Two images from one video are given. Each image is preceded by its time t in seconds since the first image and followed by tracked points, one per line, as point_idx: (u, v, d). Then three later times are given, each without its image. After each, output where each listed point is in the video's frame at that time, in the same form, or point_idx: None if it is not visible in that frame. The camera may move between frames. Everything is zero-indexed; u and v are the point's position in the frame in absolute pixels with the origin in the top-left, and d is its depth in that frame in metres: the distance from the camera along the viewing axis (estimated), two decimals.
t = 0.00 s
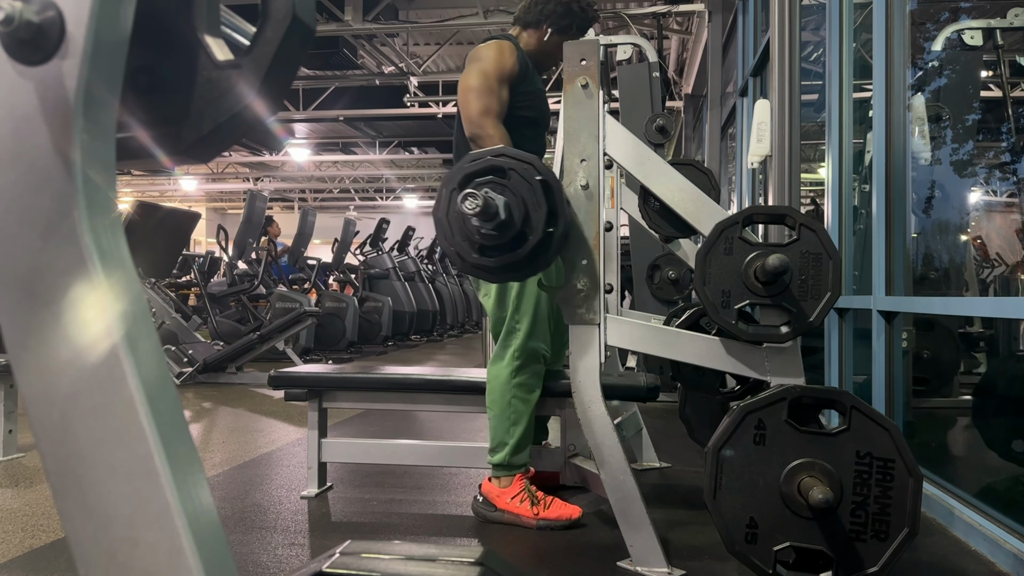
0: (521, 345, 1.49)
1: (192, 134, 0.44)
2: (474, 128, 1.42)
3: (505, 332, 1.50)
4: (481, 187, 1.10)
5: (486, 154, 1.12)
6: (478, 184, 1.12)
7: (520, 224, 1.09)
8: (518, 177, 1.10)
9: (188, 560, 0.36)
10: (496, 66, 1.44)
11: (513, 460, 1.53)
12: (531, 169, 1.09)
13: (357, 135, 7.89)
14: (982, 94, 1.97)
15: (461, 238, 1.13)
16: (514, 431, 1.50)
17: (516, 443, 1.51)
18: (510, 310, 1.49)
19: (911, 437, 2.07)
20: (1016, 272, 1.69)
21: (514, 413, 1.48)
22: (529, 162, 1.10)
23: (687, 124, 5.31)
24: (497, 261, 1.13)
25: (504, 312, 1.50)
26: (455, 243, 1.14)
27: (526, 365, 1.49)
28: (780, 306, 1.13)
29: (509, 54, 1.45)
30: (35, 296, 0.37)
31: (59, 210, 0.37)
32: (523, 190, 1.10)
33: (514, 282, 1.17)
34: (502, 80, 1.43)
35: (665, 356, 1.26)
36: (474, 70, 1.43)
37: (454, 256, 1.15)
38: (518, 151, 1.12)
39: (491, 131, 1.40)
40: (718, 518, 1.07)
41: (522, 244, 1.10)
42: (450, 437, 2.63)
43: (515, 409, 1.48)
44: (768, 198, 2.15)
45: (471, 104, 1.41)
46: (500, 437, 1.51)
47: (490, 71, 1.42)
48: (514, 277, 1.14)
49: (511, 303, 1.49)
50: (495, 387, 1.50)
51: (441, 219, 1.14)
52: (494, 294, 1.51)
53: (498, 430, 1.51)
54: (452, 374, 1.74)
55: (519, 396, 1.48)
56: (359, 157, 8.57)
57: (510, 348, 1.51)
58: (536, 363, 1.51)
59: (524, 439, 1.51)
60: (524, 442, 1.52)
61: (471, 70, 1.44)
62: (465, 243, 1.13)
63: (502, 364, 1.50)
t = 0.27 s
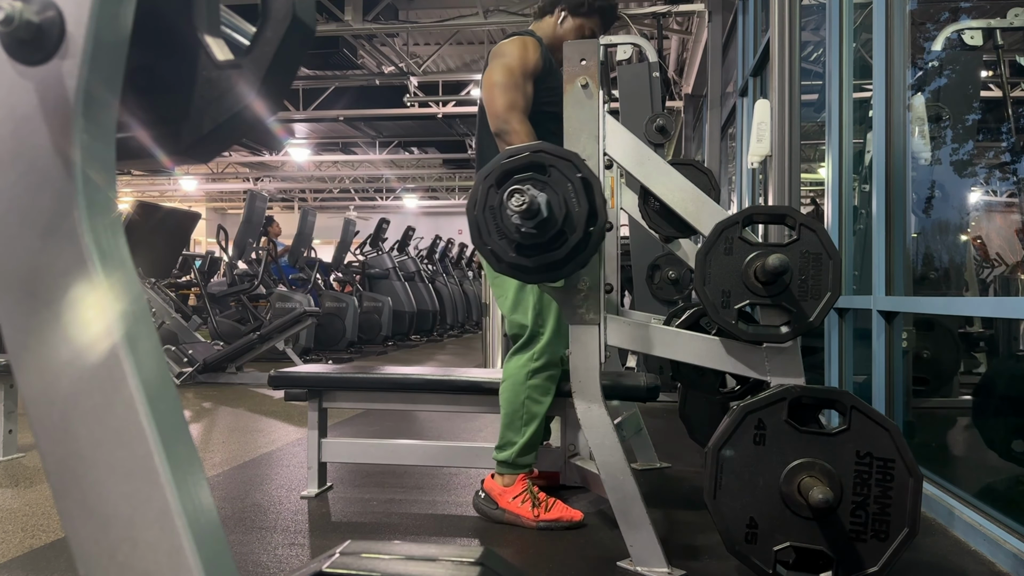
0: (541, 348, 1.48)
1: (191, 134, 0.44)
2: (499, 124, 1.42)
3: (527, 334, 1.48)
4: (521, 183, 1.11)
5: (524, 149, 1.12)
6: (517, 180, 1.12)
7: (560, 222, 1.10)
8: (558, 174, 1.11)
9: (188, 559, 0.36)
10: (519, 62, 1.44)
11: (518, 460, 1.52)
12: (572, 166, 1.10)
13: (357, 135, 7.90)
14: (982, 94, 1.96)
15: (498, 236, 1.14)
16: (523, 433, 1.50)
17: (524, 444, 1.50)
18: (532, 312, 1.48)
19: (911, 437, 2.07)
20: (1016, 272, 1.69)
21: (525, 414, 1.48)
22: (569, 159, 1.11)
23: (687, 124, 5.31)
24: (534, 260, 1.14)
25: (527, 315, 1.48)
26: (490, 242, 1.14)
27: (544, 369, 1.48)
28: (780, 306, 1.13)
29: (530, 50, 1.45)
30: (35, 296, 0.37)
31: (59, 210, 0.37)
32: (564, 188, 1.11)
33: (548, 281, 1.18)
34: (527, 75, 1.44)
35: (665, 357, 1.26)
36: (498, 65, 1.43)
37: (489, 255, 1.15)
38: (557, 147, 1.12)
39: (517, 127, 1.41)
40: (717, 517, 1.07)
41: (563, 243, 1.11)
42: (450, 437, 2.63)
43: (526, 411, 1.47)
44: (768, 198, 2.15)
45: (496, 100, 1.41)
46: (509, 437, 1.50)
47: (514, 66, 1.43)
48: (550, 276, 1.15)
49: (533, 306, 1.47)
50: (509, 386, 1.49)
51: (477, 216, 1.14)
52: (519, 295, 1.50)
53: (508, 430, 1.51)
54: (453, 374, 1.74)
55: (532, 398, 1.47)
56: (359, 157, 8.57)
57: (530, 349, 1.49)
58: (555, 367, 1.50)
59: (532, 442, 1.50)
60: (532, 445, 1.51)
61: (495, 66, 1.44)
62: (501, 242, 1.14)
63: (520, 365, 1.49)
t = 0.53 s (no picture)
0: (549, 351, 1.47)
1: (191, 134, 0.44)
2: (516, 123, 1.44)
3: (535, 335, 1.47)
4: (538, 183, 1.11)
5: (542, 149, 1.12)
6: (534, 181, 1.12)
7: (577, 223, 1.10)
8: (575, 175, 1.11)
9: (188, 559, 0.36)
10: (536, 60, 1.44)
11: (521, 460, 1.52)
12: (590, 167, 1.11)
13: (357, 135, 7.90)
14: (983, 94, 1.96)
15: (514, 237, 1.14)
16: (527, 433, 1.50)
17: (528, 444, 1.50)
18: (540, 314, 1.46)
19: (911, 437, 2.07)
20: (1015, 273, 1.69)
21: (530, 416, 1.48)
22: (586, 160, 1.11)
23: (687, 124, 5.31)
24: (551, 261, 1.14)
25: (536, 316, 1.46)
26: (507, 242, 1.14)
27: (550, 371, 1.47)
28: (781, 306, 1.13)
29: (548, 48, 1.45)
30: (35, 296, 0.37)
31: (59, 211, 0.37)
32: (581, 189, 1.11)
33: (563, 283, 1.18)
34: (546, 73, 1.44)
35: (665, 357, 1.26)
36: (516, 63, 1.43)
37: (505, 256, 1.15)
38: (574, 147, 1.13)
39: (534, 127, 1.42)
40: (719, 517, 1.07)
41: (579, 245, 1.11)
42: (450, 437, 2.63)
43: (530, 412, 1.47)
44: (768, 197, 2.15)
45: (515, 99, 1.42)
46: (513, 437, 1.51)
47: (533, 64, 1.43)
48: (566, 278, 1.15)
49: (542, 308, 1.45)
50: (515, 386, 1.49)
51: (494, 217, 1.15)
52: (528, 295, 1.47)
53: (512, 431, 1.51)
54: (453, 374, 1.74)
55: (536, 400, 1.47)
56: (359, 157, 8.58)
57: (538, 350, 1.48)
58: (562, 370, 1.48)
59: (536, 443, 1.50)
60: (537, 446, 1.51)
61: (514, 63, 1.43)
62: (518, 243, 1.14)
63: (527, 366, 1.48)
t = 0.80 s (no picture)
0: (548, 355, 1.47)
1: (191, 134, 0.44)
2: (527, 128, 1.45)
3: (535, 339, 1.47)
4: (537, 192, 1.11)
5: (544, 158, 1.12)
6: (534, 188, 1.12)
7: (574, 233, 1.10)
8: (575, 185, 1.11)
9: (188, 559, 0.36)
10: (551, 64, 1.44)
11: (518, 463, 1.52)
12: (590, 179, 1.10)
13: (357, 135, 7.91)
14: (982, 94, 1.93)
15: (510, 242, 1.14)
16: (525, 436, 1.50)
17: (526, 447, 1.51)
18: (540, 317, 1.45)
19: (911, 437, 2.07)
20: (1015, 273, 1.68)
21: (528, 418, 1.48)
22: (587, 171, 1.11)
23: (687, 124, 5.31)
24: (545, 268, 1.14)
25: (535, 319, 1.46)
26: (503, 247, 1.15)
27: (548, 375, 1.47)
28: (782, 306, 1.13)
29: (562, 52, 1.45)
30: (36, 297, 0.37)
31: (59, 211, 0.37)
32: (580, 199, 1.10)
33: (558, 292, 1.18)
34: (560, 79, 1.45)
35: (666, 357, 1.26)
36: (531, 67, 1.44)
37: (500, 260, 1.15)
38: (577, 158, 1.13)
39: (544, 133, 1.43)
40: (719, 518, 1.07)
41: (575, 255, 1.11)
42: (450, 437, 2.63)
43: (528, 415, 1.48)
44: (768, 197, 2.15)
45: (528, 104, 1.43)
46: (512, 439, 1.51)
47: (548, 70, 1.44)
48: (559, 287, 1.15)
49: (541, 312, 1.44)
50: (514, 388, 1.49)
51: (492, 222, 1.15)
52: (527, 298, 1.47)
53: (510, 433, 1.51)
54: (453, 374, 1.74)
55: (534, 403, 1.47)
56: (359, 157, 8.58)
57: (538, 353, 1.48)
58: (561, 374, 1.48)
59: (534, 446, 1.50)
60: (535, 449, 1.51)
61: (529, 68, 1.44)
62: (513, 249, 1.14)
63: (526, 368, 1.48)
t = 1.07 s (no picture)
0: (548, 356, 1.47)
1: (191, 134, 0.44)
2: (536, 123, 1.45)
3: (535, 340, 1.47)
4: (538, 192, 1.11)
5: (545, 158, 1.12)
6: (535, 188, 1.12)
7: (574, 233, 1.10)
8: (575, 186, 1.11)
9: (187, 560, 0.36)
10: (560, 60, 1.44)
11: (519, 463, 1.52)
12: (591, 180, 1.10)
13: (356, 135, 7.91)
14: (982, 94, 1.93)
15: (510, 241, 1.14)
16: (525, 436, 1.50)
17: (526, 448, 1.51)
18: (540, 318, 1.45)
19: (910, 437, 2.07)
20: (1015, 273, 1.68)
21: (528, 419, 1.48)
22: (588, 172, 1.11)
23: (687, 124, 5.31)
24: (544, 268, 1.14)
25: (535, 321, 1.46)
26: (502, 246, 1.15)
27: (548, 375, 1.47)
28: (782, 306, 1.13)
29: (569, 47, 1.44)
30: (36, 296, 0.37)
31: (59, 211, 0.37)
32: (580, 200, 1.11)
33: (557, 293, 1.18)
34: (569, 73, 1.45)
35: (666, 357, 1.26)
36: (539, 61, 1.44)
37: (499, 259, 1.15)
38: (578, 158, 1.13)
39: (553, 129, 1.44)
40: (719, 518, 1.07)
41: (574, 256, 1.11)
42: (450, 437, 2.63)
43: (528, 416, 1.48)
44: (768, 197, 2.15)
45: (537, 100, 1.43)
46: (512, 440, 1.51)
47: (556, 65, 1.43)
48: (559, 287, 1.15)
49: (541, 313, 1.44)
50: (513, 389, 1.49)
51: (491, 221, 1.15)
52: (527, 299, 1.47)
53: (509, 434, 1.51)
54: (453, 374, 1.74)
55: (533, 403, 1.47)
56: (359, 157, 8.59)
57: (537, 354, 1.48)
58: (560, 375, 1.48)
59: (534, 446, 1.50)
60: (535, 449, 1.51)
61: (537, 63, 1.44)
62: (513, 249, 1.14)
63: (525, 369, 1.48)
